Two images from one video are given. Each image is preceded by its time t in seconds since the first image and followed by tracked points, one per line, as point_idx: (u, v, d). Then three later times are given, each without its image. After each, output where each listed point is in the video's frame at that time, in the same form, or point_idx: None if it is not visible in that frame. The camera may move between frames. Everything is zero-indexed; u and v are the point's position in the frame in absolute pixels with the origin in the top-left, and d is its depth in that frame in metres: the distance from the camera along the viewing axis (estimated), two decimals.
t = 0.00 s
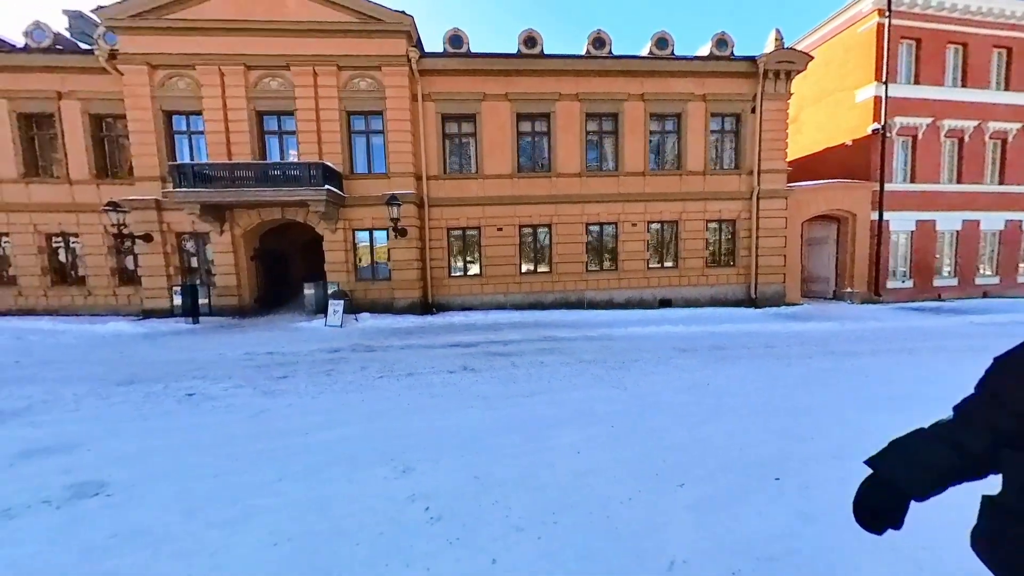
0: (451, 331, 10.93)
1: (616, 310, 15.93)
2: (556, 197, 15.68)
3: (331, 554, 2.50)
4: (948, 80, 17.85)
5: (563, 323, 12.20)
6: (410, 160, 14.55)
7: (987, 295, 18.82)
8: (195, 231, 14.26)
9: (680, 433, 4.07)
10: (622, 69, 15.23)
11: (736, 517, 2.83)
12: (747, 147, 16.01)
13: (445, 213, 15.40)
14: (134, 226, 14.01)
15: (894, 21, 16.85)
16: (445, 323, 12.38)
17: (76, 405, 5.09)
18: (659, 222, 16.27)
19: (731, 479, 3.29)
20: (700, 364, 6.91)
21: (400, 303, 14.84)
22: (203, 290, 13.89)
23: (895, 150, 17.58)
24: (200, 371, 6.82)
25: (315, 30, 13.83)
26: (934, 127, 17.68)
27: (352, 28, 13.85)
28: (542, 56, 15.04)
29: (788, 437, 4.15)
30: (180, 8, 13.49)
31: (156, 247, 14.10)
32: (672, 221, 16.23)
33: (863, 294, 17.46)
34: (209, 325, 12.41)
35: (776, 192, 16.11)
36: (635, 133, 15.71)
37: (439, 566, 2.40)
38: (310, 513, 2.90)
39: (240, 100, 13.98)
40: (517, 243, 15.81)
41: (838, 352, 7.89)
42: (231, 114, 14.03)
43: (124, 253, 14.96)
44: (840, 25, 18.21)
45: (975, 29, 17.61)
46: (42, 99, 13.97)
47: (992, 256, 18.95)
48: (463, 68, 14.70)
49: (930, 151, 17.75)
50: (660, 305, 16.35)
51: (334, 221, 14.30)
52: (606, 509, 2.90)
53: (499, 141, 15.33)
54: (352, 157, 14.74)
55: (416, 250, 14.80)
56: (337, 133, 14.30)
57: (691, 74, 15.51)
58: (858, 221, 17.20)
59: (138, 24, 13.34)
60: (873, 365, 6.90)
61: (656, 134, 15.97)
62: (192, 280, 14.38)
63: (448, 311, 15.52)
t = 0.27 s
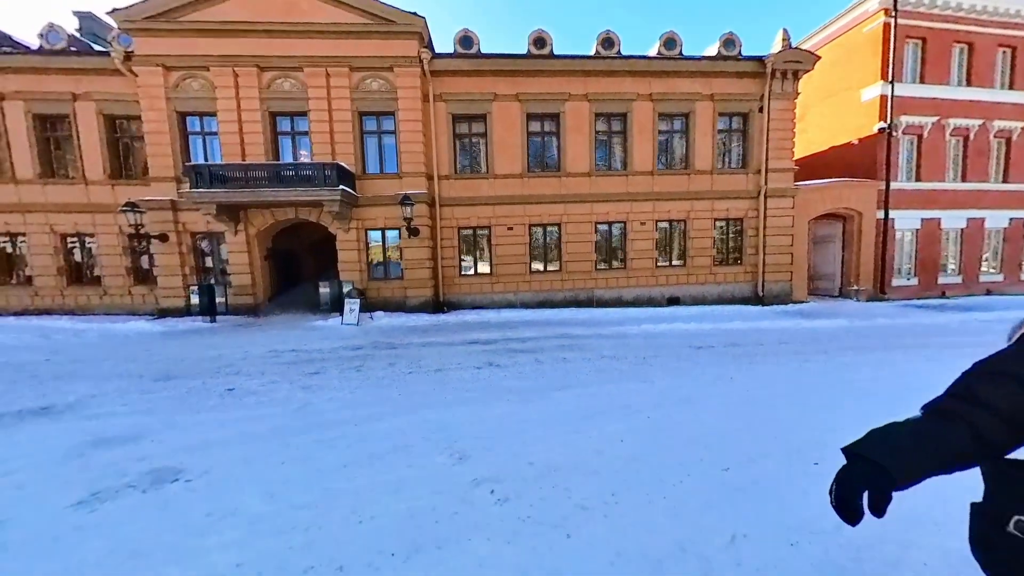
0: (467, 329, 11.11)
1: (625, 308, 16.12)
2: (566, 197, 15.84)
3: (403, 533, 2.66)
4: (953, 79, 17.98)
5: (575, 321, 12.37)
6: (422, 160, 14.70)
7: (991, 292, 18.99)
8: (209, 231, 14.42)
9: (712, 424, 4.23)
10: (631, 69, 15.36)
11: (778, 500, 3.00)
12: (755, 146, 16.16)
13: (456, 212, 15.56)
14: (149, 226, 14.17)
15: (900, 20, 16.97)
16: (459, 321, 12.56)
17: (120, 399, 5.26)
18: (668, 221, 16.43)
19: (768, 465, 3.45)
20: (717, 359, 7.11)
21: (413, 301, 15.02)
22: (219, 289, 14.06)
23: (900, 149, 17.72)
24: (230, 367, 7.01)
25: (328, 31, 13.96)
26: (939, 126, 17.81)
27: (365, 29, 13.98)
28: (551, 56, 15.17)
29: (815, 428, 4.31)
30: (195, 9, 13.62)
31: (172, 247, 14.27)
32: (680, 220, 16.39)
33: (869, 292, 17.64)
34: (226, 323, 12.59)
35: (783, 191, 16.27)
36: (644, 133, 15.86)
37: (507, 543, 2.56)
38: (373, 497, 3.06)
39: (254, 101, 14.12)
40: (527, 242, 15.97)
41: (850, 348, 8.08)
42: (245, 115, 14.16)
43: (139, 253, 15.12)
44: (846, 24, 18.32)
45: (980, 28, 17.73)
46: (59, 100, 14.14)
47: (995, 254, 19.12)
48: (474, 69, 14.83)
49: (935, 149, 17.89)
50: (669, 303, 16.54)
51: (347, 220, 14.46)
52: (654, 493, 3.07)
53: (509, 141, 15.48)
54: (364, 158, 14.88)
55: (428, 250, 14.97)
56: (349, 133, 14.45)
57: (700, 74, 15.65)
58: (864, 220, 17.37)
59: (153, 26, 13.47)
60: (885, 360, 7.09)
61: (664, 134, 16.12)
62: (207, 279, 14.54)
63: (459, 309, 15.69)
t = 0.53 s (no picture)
0: (484, 328, 11.26)
1: (634, 307, 16.26)
2: (577, 196, 15.95)
3: (476, 523, 2.83)
4: (960, 78, 18.06)
5: (588, 319, 12.50)
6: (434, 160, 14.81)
7: (997, 290, 19.12)
8: (223, 232, 14.54)
9: (746, 420, 4.40)
10: (641, 69, 15.46)
11: (823, 490, 3.17)
12: (763, 145, 16.26)
13: (467, 212, 15.67)
14: (164, 227, 14.31)
15: (908, 19, 17.05)
16: (473, 320, 12.70)
17: (166, 396, 5.44)
18: (677, 220, 16.54)
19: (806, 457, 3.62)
20: (737, 357, 7.27)
21: (425, 301, 15.17)
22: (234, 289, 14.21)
23: (908, 147, 17.82)
24: (261, 366, 7.16)
25: (341, 33, 14.05)
26: (946, 125, 17.90)
27: (378, 31, 14.07)
28: (562, 57, 15.26)
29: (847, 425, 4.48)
30: (210, 11, 13.73)
31: (187, 248, 14.42)
32: (689, 219, 16.50)
33: (876, 290, 17.78)
34: (242, 323, 12.74)
35: (791, 190, 16.38)
36: (654, 133, 15.97)
37: (577, 529, 2.74)
38: (439, 489, 3.23)
39: (268, 102, 14.23)
40: (538, 242, 16.10)
41: (866, 346, 8.23)
42: (259, 117, 14.27)
43: (153, 253, 15.25)
44: (854, 23, 18.37)
45: (988, 27, 17.80)
46: (74, 102, 14.26)
47: (1002, 252, 19.22)
48: (485, 70, 14.93)
49: (942, 148, 17.99)
50: (678, 301, 16.67)
51: (360, 221, 14.58)
52: (703, 484, 3.25)
53: (520, 141, 15.58)
54: (376, 158, 14.99)
55: (440, 249, 15.11)
56: (363, 134, 14.55)
57: (709, 74, 15.74)
58: (871, 218, 17.49)
59: (167, 28, 13.56)
60: (902, 357, 7.24)
61: (673, 134, 16.22)
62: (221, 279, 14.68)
63: (471, 308, 15.82)
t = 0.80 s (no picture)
0: (498, 326, 11.38)
1: (644, 305, 16.38)
2: (587, 195, 16.06)
3: (530, 510, 3.08)
4: (967, 77, 18.14)
5: (601, 318, 12.61)
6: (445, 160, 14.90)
7: (1002, 288, 19.24)
8: (237, 231, 14.64)
9: (770, 414, 4.61)
10: (651, 69, 15.52)
11: (848, 480, 3.40)
12: (772, 145, 16.35)
13: (479, 211, 15.75)
14: (178, 226, 14.40)
15: (916, 19, 17.11)
16: (486, 319, 12.81)
17: (207, 393, 5.64)
18: (686, 219, 16.65)
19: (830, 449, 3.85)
20: (755, 354, 7.41)
21: (437, 299, 15.29)
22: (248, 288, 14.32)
23: (914, 147, 17.92)
24: (288, 363, 7.31)
25: (354, 32, 14.11)
26: (953, 124, 17.99)
27: (390, 31, 14.13)
28: (573, 56, 15.33)
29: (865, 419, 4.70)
30: (223, 11, 13.79)
31: (200, 247, 14.51)
32: (698, 218, 16.60)
33: (882, 288, 17.91)
34: (257, 321, 12.85)
35: (799, 189, 16.49)
36: (663, 133, 16.05)
37: (624, 516, 2.99)
38: (490, 479, 3.47)
39: (280, 102, 14.30)
40: (548, 241, 16.21)
41: (879, 343, 8.36)
42: (271, 116, 14.33)
43: (166, 253, 15.36)
44: (862, 23, 18.42)
45: (995, 27, 17.87)
46: (87, 102, 14.33)
47: (1008, 250, 19.32)
48: (497, 70, 15.00)
49: (949, 147, 18.09)
50: (687, 300, 16.78)
51: (373, 220, 14.68)
52: (735, 477, 3.46)
53: (531, 140, 15.67)
54: (388, 158, 15.06)
55: (451, 248, 15.23)
56: (375, 134, 14.63)
57: (719, 73, 15.82)
58: (878, 217, 17.60)
59: (181, 28, 13.62)
60: (916, 354, 7.37)
61: (683, 133, 16.31)
62: (234, 278, 14.78)
63: (482, 307, 15.92)
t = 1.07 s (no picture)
0: (513, 324, 11.52)
1: (653, 304, 16.50)
2: (597, 195, 16.16)
3: (581, 498, 3.33)
4: (973, 78, 18.24)
5: (613, 317, 12.73)
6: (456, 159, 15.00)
7: (1007, 288, 19.38)
8: (249, 230, 14.73)
9: (793, 409, 4.84)
10: (661, 69, 15.62)
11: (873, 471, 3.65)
12: (780, 145, 16.46)
13: (489, 211, 15.84)
14: (191, 225, 14.49)
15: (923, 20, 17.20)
16: (499, 317, 12.93)
17: (246, 390, 5.85)
18: (694, 219, 16.76)
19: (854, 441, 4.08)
20: (771, 351, 7.57)
21: (448, 298, 15.42)
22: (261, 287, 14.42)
23: (921, 147, 18.03)
24: (315, 360, 7.46)
25: (366, 33, 14.19)
26: (959, 124, 18.11)
27: (402, 30, 14.21)
28: (583, 57, 15.42)
29: (882, 415, 4.93)
30: (236, 11, 13.85)
31: (213, 246, 14.62)
32: (706, 218, 16.72)
33: (888, 288, 18.05)
34: (272, 319, 12.97)
35: (807, 189, 16.61)
36: (673, 133, 16.15)
37: (670, 505, 3.24)
38: (537, 471, 3.72)
39: (293, 102, 14.39)
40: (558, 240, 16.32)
41: (892, 341, 8.53)
42: (284, 116, 14.42)
43: (178, 251, 15.45)
44: (869, 23, 18.50)
45: (1001, 27, 17.97)
46: (100, 101, 14.39)
47: (1013, 250, 19.44)
48: (508, 70, 15.09)
49: (955, 148, 18.21)
50: (695, 299, 16.90)
51: (385, 219, 14.78)
52: (768, 469, 3.70)
53: (541, 140, 15.76)
54: (399, 157, 15.15)
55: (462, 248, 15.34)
56: (386, 134, 14.71)
57: (728, 73, 15.91)
58: (884, 217, 17.73)
59: (194, 28, 13.68)
60: (930, 352, 7.53)
61: (692, 133, 16.41)
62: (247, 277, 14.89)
63: (492, 306, 16.03)
